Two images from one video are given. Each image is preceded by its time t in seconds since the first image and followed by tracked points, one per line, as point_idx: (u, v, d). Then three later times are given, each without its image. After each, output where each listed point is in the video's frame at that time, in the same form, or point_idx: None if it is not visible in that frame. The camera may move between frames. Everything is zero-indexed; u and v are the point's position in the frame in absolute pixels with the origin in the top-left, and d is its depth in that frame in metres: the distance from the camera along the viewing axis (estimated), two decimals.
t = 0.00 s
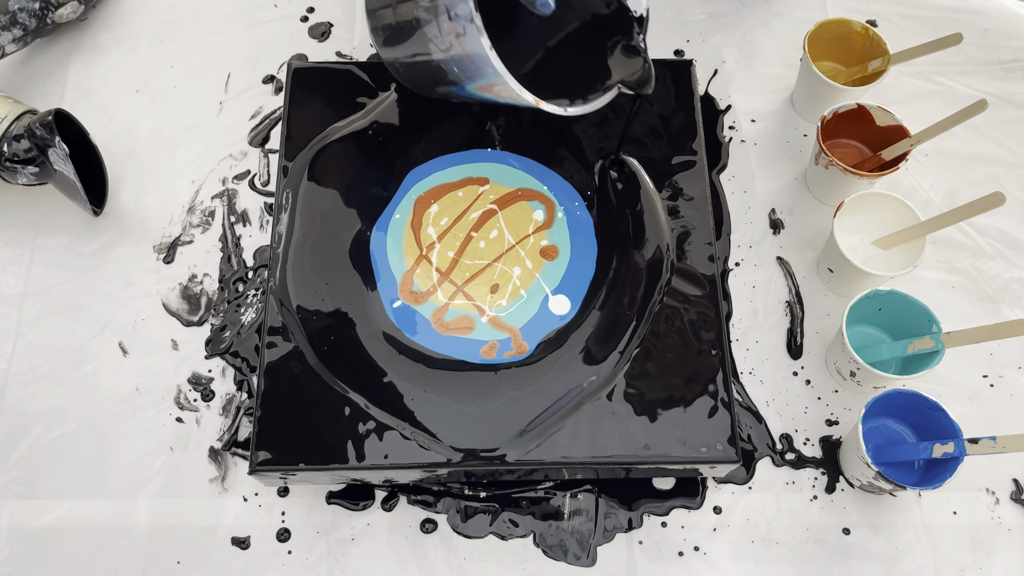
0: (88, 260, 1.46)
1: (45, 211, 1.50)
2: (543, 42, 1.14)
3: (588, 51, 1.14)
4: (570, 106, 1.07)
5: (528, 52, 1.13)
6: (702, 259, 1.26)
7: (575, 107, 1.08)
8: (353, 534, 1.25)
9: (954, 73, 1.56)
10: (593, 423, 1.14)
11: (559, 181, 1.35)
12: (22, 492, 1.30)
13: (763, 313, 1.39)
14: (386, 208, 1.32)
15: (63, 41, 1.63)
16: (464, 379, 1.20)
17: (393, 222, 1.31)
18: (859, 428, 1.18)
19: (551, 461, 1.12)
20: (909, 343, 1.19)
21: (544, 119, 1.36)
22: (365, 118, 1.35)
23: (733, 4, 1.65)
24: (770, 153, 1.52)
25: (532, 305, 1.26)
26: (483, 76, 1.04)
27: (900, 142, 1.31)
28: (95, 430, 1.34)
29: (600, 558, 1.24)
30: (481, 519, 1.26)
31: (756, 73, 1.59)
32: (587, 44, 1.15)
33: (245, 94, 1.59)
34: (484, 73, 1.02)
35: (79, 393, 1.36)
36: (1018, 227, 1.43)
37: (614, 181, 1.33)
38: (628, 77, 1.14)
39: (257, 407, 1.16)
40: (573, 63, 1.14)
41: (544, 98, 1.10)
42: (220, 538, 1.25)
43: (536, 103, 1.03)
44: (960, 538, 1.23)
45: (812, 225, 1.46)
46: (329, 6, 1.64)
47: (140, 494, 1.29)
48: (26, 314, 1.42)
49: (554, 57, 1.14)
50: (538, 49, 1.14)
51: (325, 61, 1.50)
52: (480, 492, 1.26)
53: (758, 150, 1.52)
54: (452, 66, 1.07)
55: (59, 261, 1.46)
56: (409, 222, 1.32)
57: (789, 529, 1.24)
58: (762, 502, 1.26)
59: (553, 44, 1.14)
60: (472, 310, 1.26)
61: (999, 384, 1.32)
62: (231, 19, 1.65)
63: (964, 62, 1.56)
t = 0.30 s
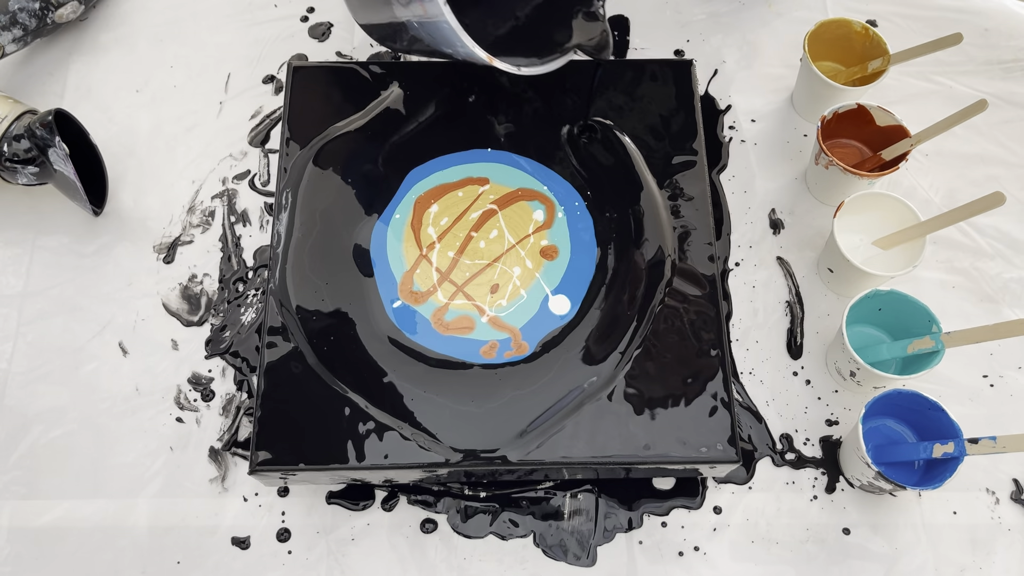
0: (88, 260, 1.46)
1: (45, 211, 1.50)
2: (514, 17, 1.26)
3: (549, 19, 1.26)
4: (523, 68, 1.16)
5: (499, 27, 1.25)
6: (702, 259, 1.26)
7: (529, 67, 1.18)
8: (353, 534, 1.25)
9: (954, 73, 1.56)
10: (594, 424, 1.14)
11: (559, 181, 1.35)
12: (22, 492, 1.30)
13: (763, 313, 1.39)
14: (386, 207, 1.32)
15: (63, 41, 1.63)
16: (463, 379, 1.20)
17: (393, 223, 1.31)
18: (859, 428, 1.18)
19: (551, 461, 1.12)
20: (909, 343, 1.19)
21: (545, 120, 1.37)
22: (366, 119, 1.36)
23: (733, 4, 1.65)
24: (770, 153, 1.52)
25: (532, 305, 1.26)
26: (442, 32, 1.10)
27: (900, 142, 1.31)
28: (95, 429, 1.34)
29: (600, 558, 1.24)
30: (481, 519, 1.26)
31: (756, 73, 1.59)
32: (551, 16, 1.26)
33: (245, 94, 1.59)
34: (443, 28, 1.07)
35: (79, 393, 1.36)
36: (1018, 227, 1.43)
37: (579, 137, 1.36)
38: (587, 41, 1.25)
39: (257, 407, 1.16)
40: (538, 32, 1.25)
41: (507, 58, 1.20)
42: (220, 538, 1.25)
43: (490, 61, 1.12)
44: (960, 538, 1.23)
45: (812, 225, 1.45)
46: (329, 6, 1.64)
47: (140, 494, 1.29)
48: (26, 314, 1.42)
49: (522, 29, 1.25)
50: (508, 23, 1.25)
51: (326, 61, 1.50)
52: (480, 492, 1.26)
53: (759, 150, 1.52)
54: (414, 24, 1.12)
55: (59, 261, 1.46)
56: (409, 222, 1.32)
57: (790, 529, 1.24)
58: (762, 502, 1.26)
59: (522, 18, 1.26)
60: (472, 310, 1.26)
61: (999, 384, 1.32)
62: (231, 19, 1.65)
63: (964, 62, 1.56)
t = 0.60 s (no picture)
0: (88, 260, 1.46)
1: (45, 211, 1.50)
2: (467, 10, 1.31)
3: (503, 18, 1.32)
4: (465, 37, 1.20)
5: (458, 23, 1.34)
6: (702, 259, 1.26)
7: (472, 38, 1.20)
8: (353, 534, 1.25)
9: (954, 73, 1.56)
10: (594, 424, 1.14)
11: (559, 181, 1.35)
12: (22, 492, 1.30)
13: (763, 313, 1.39)
14: (386, 207, 1.32)
15: (63, 41, 1.63)
16: (463, 378, 1.20)
17: (393, 223, 1.31)
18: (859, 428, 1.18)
19: (551, 461, 1.12)
20: (909, 343, 1.19)
21: (545, 122, 1.37)
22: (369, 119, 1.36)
23: (733, 4, 1.65)
24: (770, 153, 1.52)
25: (532, 305, 1.26)
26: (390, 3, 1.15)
27: (900, 142, 1.31)
28: (95, 429, 1.34)
29: (600, 558, 1.24)
30: (481, 519, 1.26)
31: (756, 73, 1.59)
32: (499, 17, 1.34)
33: (245, 94, 1.59)
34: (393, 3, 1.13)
35: (79, 393, 1.36)
36: (1018, 226, 1.43)
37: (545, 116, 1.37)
38: (538, 22, 1.27)
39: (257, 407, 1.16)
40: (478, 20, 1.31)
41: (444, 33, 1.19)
42: (220, 538, 1.25)
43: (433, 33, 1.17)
44: (960, 538, 1.23)
45: (812, 225, 1.45)
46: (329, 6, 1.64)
47: (140, 494, 1.29)
48: (26, 314, 1.42)
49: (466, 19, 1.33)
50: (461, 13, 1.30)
51: (326, 61, 1.50)
52: (480, 492, 1.26)
53: (759, 150, 1.52)
54: None
55: (59, 261, 1.46)
56: (409, 222, 1.32)
57: (790, 529, 1.24)
58: (762, 502, 1.26)
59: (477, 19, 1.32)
60: (472, 310, 1.26)
61: (999, 384, 1.32)
62: (230, 19, 1.65)
63: (964, 62, 1.56)
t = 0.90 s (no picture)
0: (88, 260, 1.46)
1: (46, 211, 1.50)
2: None
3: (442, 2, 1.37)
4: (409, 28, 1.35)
5: None
6: (702, 259, 1.25)
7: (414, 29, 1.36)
8: (353, 534, 1.25)
9: (954, 73, 1.56)
10: (594, 424, 1.14)
11: (558, 181, 1.35)
12: (22, 492, 1.30)
13: (763, 313, 1.39)
14: (386, 207, 1.33)
15: (63, 41, 1.63)
16: (463, 378, 1.20)
17: (393, 223, 1.32)
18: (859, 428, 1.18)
19: (551, 461, 1.12)
20: (909, 343, 1.19)
21: (546, 124, 1.38)
22: (368, 120, 1.36)
23: (733, 4, 1.65)
24: (770, 153, 1.52)
25: (532, 305, 1.26)
26: None
27: (900, 142, 1.31)
28: (95, 429, 1.34)
29: (600, 558, 1.24)
30: (481, 518, 1.26)
31: (756, 73, 1.59)
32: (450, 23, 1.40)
33: (245, 94, 1.59)
34: None
35: (79, 393, 1.36)
36: (1018, 227, 1.43)
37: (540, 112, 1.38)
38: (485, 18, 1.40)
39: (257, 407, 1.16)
40: None
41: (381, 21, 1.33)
42: (220, 538, 1.25)
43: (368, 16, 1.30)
44: (960, 538, 1.23)
45: (812, 225, 1.45)
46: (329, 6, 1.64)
47: (140, 494, 1.29)
48: (26, 314, 1.42)
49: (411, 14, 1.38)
50: None
51: (326, 61, 1.50)
52: (480, 492, 1.26)
53: (759, 150, 1.52)
54: None
55: (59, 261, 1.46)
56: (409, 222, 1.33)
57: (790, 529, 1.24)
58: (762, 502, 1.26)
59: None
60: (472, 310, 1.26)
61: (999, 384, 1.32)
62: (230, 19, 1.65)
63: (964, 62, 1.56)
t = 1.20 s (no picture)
0: (88, 260, 1.46)
1: (46, 211, 1.50)
2: None
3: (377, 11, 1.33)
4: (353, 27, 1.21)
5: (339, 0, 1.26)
6: (702, 259, 1.25)
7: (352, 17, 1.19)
8: (353, 534, 1.25)
9: (954, 73, 1.56)
10: (594, 424, 1.14)
11: (559, 181, 1.36)
12: (22, 492, 1.30)
13: (763, 313, 1.39)
14: (386, 207, 1.33)
15: (64, 41, 1.63)
16: (463, 378, 1.20)
17: (393, 222, 1.32)
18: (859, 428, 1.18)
19: (551, 461, 1.12)
20: (909, 343, 1.19)
21: (546, 124, 1.38)
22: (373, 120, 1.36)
23: (733, 4, 1.65)
24: (770, 153, 1.52)
25: (532, 305, 1.26)
26: None
27: (900, 142, 1.31)
28: (95, 429, 1.34)
29: (600, 558, 1.24)
30: (480, 518, 1.26)
31: (756, 73, 1.59)
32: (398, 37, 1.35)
33: (245, 94, 1.59)
34: None
35: (79, 393, 1.36)
36: (1018, 227, 1.43)
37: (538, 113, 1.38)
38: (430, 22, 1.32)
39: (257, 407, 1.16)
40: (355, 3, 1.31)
41: (328, 22, 1.19)
42: (220, 538, 1.25)
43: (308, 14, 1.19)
44: (960, 538, 1.22)
45: (812, 225, 1.45)
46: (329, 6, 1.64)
47: (140, 494, 1.29)
48: (26, 314, 1.42)
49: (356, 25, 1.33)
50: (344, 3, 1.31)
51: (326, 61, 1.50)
52: (480, 492, 1.26)
53: (759, 150, 1.52)
54: None
55: (60, 261, 1.46)
56: (409, 222, 1.33)
57: (790, 529, 1.24)
58: (762, 502, 1.26)
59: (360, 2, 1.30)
60: (472, 310, 1.26)
61: (999, 384, 1.32)
62: (230, 19, 1.65)
63: (964, 62, 1.56)
